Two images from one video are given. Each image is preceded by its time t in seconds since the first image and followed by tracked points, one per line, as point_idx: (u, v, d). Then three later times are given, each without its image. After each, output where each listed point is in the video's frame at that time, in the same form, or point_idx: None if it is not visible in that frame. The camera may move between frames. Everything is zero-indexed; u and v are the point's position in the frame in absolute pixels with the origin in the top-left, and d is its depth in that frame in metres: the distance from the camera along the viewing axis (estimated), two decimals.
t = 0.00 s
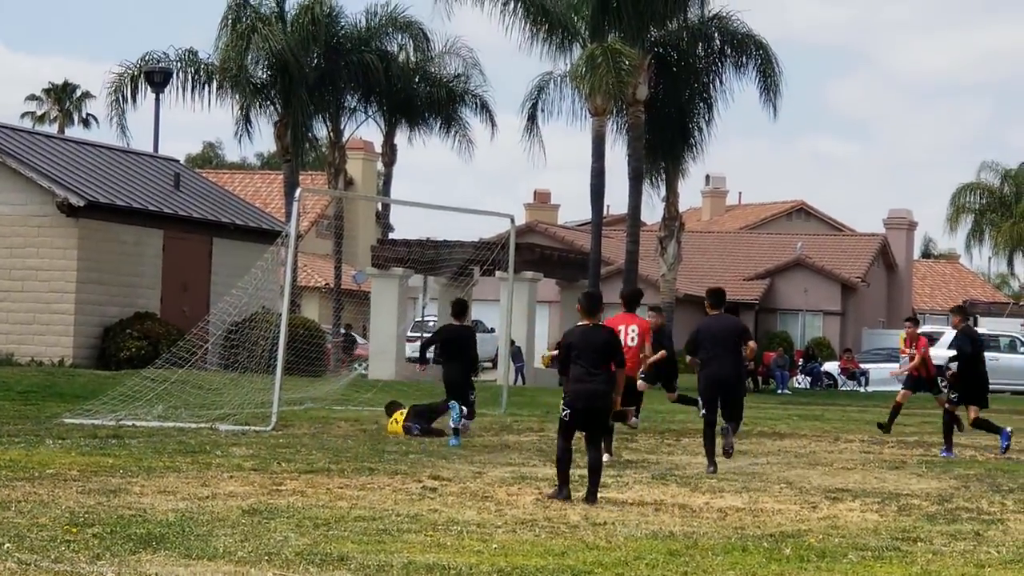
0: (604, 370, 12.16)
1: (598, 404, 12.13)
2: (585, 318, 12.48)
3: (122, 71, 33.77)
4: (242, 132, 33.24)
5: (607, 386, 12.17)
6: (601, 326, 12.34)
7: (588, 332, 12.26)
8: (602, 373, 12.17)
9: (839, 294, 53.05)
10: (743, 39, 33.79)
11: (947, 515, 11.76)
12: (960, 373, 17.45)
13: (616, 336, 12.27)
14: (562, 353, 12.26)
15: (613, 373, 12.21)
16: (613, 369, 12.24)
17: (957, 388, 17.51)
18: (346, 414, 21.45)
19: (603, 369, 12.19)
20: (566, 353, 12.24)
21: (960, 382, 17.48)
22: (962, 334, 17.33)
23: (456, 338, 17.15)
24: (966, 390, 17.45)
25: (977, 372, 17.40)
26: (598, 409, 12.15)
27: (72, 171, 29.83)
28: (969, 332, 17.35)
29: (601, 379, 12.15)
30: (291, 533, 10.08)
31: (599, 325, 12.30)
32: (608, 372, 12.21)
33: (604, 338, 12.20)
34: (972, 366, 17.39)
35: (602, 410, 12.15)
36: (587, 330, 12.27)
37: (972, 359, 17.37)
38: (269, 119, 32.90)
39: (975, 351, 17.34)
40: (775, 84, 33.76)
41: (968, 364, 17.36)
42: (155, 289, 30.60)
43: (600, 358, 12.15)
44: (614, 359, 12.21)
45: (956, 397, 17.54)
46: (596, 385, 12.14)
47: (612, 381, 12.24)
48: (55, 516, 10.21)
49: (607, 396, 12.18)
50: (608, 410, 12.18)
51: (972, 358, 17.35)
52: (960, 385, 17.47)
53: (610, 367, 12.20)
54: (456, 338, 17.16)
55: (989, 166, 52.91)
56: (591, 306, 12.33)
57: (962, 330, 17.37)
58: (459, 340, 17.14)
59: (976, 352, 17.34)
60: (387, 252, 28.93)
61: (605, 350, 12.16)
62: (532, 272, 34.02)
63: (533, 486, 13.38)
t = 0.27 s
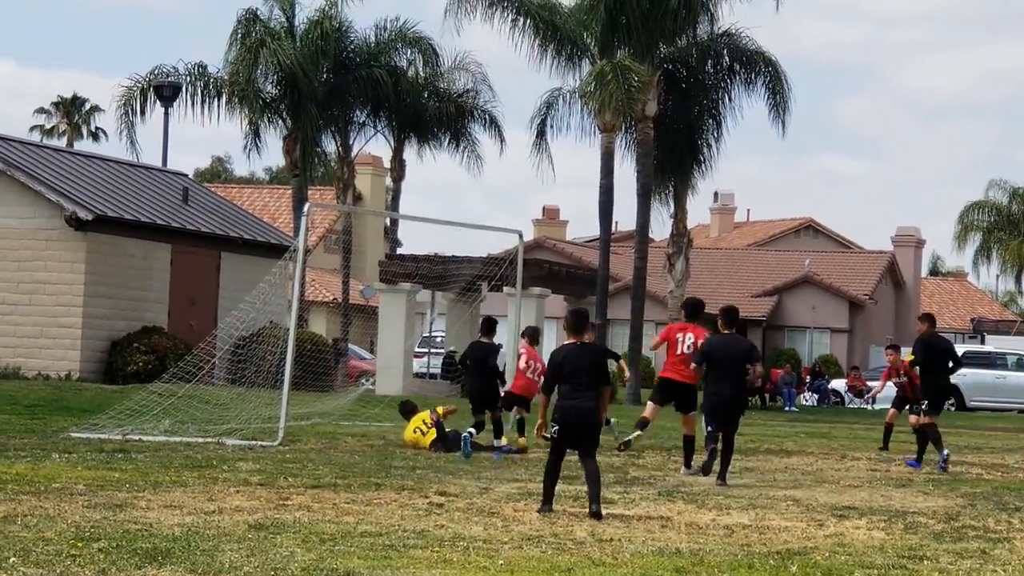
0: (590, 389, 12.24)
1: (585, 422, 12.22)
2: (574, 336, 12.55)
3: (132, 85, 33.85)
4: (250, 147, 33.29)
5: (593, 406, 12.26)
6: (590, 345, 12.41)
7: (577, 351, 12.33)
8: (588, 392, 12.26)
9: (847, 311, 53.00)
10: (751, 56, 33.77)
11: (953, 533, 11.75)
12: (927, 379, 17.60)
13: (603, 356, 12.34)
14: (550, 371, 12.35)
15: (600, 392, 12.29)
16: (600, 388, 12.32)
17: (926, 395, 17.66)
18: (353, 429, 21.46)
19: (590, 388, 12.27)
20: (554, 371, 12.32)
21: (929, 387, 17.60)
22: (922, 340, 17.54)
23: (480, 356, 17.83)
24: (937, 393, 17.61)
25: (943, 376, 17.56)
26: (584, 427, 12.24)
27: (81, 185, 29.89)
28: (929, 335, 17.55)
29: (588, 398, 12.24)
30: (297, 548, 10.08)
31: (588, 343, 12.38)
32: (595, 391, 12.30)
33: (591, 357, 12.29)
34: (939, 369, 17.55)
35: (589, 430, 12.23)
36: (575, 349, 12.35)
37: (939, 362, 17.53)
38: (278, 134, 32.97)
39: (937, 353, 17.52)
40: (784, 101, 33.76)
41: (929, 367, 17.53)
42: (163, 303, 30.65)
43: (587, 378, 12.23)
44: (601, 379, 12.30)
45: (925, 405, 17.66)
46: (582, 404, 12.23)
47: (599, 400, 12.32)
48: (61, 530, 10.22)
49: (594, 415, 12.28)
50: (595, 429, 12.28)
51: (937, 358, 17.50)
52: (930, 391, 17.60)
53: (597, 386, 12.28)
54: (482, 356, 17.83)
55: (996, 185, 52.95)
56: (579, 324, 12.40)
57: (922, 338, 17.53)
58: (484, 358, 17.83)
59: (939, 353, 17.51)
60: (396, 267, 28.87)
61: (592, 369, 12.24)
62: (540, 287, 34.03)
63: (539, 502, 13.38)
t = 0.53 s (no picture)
0: (577, 392, 12.39)
1: (575, 425, 12.36)
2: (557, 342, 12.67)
3: (133, 97, 33.90)
4: (252, 158, 33.32)
5: (582, 409, 12.41)
6: (576, 349, 12.53)
7: (562, 355, 12.46)
8: (576, 395, 12.41)
9: (849, 322, 52.99)
10: (752, 68, 33.76)
11: (956, 544, 11.75)
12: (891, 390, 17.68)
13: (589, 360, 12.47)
14: (536, 377, 12.48)
15: (587, 394, 12.44)
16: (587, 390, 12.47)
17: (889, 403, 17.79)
18: (355, 440, 21.46)
19: (578, 391, 12.44)
20: (541, 377, 12.45)
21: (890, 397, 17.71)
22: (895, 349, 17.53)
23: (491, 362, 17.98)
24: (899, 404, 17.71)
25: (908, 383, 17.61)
26: (575, 429, 12.39)
27: (82, 197, 29.92)
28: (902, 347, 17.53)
29: (576, 401, 12.39)
30: (300, 560, 10.08)
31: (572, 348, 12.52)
32: (583, 393, 12.46)
33: (577, 362, 12.40)
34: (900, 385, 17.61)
35: (579, 432, 12.39)
36: (559, 353, 12.47)
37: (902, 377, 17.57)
38: (279, 145, 33.00)
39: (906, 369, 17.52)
40: (785, 112, 33.79)
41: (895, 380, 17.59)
42: (165, 315, 30.66)
43: (573, 382, 12.38)
44: (588, 381, 12.44)
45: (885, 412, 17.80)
46: (570, 407, 12.38)
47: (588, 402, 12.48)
48: (63, 541, 10.22)
49: (584, 418, 12.42)
50: (585, 432, 12.43)
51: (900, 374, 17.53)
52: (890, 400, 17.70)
53: (584, 389, 12.43)
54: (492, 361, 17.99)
55: (997, 196, 53.02)
56: (561, 329, 12.53)
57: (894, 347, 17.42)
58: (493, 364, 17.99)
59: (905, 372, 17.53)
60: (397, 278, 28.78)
61: (578, 374, 12.37)
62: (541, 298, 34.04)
63: (541, 513, 13.38)
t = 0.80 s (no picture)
0: (578, 396, 12.39)
1: (576, 429, 12.37)
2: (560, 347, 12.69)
3: (136, 103, 33.94)
4: (255, 164, 33.34)
5: (582, 413, 12.41)
6: (578, 354, 12.53)
7: (564, 361, 12.48)
8: (576, 400, 12.41)
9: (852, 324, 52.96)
10: (755, 70, 33.72)
11: (961, 545, 11.74)
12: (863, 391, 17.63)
13: (591, 365, 12.47)
14: (538, 382, 12.50)
15: (588, 399, 12.44)
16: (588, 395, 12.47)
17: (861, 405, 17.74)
18: (360, 445, 21.46)
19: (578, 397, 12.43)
20: (543, 382, 12.47)
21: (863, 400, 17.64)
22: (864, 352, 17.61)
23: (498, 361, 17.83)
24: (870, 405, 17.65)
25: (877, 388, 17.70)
26: (576, 434, 12.40)
27: (85, 204, 29.95)
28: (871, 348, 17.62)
29: (576, 406, 12.39)
30: (305, 565, 10.08)
31: (574, 353, 12.52)
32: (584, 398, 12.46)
33: (579, 367, 12.41)
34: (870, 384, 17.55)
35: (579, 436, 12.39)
36: (562, 359, 12.49)
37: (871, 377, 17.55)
38: (282, 151, 33.02)
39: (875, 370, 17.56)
40: (788, 114, 33.77)
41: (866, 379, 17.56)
42: (169, 321, 30.68)
43: (574, 387, 12.38)
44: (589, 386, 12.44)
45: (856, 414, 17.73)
46: (572, 412, 12.38)
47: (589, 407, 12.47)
48: (69, 548, 10.22)
49: (585, 423, 12.43)
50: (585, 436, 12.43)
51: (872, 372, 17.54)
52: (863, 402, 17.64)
53: (585, 393, 12.43)
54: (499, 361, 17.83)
55: (1000, 198, 52.97)
56: (564, 334, 12.54)
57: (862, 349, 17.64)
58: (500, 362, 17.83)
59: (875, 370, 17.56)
60: (401, 282, 28.85)
61: (580, 379, 12.37)
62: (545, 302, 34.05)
63: (546, 516, 13.38)
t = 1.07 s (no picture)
0: (592, 401, 12.37)
1: (587, 434, 12.36)
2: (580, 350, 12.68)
3: (148, 104, 34.00)
4: (266, 165, 33.38)
5: (594, 418, 12.39)
6: (596, 359, 12.50)
7: (581, 364, 12.46)
8: (589, 404, 12.40)
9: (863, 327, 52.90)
10: (766, 72, 33.67)
11: (970, 548, 11.72)
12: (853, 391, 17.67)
13: (607, 371, 12.44)
14: (554, 383, 12.48)
15: (602, 405, 12.42)
16: (602, 400, 12.45)
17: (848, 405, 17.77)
18: (369, 446, 21.48)
19: (591, 401, 12.41)
20: (559, 383, 12.46)
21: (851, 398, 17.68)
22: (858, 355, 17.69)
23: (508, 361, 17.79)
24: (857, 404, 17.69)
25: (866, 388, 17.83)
26: (588, 438, 12.39)
27: (98, 204, 30.01)
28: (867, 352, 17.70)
29: (589, 410, 12.38)
30: (314, 565, 10.10)
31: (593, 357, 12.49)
32: (598, 403, 12.44)
33: (595, 372, 12.39)
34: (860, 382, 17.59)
35: (590, 441, 12.38)
36: (579, 361, 12.46)
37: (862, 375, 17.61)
38: (293, 152, 33.06)
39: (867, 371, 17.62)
40: (799, 116, 33.72)
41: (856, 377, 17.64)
42: (180, 322, 30.73)
43: (588, 391, 12.37)
44: (603, 391, 12.41)
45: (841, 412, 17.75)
46: (584, 416, 12.38)
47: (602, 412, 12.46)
48: (79, 547, 10.25)
49: (597, 427, 12.42)
50: (598, 441, 12.42)
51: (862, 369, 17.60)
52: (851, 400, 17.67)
53: (599, 398, 12.40)
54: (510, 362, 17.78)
55: (1012, 201, 52.88)
56: (584, 337, 12.50)
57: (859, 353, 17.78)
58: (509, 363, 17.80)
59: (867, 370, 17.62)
60: (412, 284, 28.91)
61: (595, 383, 12.36)
62: (556, 304, 34.04)
63: (556, 518, 13.39)
